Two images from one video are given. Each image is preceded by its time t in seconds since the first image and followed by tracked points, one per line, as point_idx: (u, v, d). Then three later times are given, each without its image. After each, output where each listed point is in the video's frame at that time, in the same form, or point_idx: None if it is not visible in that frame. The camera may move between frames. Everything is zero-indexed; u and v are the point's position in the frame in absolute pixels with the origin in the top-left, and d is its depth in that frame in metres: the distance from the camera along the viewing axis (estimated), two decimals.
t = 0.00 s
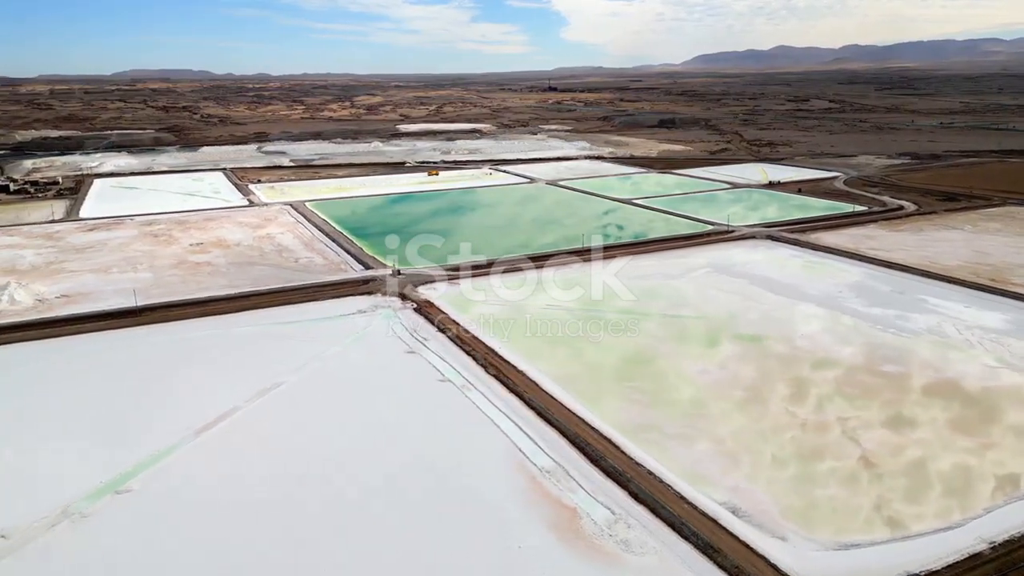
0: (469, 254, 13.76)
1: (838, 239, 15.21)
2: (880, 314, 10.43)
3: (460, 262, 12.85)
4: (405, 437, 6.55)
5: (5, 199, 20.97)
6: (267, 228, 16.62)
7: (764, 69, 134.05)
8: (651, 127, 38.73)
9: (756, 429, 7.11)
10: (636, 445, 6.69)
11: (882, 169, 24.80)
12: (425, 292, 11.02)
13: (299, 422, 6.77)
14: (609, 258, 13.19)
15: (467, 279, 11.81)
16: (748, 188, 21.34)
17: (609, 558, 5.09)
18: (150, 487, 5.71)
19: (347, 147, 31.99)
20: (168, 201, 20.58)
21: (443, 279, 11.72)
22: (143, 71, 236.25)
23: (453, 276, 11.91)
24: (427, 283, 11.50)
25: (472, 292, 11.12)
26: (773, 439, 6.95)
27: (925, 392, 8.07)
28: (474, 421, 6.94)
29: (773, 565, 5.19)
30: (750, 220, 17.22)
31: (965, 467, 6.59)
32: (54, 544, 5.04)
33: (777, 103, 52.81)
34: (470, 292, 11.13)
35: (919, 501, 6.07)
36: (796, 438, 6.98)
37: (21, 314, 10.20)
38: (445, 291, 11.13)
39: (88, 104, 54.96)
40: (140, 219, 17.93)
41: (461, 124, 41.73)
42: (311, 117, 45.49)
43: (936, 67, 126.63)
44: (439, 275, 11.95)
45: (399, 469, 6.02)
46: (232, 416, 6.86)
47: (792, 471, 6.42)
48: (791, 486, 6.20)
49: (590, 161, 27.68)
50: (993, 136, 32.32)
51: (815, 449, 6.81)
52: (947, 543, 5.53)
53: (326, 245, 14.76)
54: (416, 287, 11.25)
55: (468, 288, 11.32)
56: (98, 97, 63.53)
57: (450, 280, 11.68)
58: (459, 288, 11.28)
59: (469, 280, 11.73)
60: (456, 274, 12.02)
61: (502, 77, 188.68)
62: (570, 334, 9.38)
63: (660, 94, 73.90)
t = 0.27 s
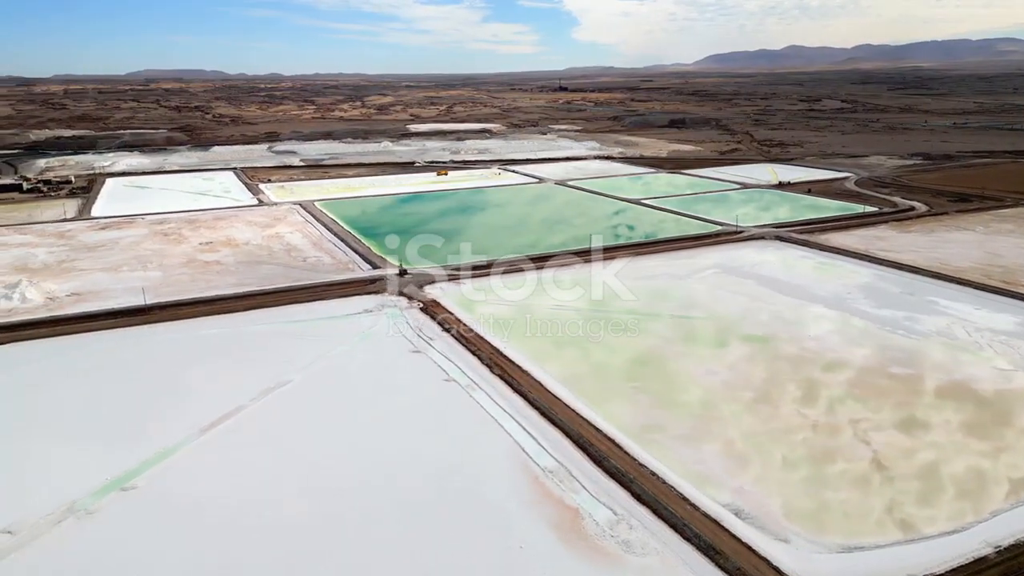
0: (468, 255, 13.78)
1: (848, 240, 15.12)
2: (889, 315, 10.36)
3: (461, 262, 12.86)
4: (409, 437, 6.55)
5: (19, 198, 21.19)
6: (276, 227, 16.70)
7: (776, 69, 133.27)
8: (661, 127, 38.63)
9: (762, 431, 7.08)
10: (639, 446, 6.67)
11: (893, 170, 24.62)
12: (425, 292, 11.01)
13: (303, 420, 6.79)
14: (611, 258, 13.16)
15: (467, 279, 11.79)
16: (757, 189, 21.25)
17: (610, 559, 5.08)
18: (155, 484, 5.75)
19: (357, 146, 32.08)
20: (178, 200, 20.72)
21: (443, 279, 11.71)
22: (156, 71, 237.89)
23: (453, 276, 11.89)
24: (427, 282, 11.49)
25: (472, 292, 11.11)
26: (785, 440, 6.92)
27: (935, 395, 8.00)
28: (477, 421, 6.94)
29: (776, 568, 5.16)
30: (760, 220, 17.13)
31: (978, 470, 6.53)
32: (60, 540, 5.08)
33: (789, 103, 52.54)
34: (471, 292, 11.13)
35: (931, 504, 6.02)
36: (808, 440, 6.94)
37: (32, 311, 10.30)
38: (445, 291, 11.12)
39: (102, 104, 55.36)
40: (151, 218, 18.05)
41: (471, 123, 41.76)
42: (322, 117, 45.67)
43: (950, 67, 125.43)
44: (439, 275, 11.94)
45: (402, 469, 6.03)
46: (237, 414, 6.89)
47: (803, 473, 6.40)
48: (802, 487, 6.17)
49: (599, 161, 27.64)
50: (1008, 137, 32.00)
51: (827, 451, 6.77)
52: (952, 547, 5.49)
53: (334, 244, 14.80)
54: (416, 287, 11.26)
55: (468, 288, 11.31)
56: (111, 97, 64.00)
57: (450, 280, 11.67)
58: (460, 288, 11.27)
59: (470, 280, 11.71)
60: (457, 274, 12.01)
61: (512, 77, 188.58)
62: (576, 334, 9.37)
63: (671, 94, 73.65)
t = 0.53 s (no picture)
0: (468, 254, 13.79)
1: (857, 241, 15.02)
2: (897, 317, 10.28)
3: (463, 263, 12.87)
4: (412, 436, 6.57)
5: (32, 196, 21.40)
6: (285, 227, 16.78)
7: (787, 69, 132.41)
8: (671, 127, 38.52)
9: (768, 432, 7.05)
10: (643, 447, 6.65)
11: (905, 170, 24.44)
12: (425, 292, 11.01)
13: (307, 419, 6.81)
14: (613, 258, 13.12)
15: (467, 279, 11.80)
16: (767, 189, 21.15)
17: (611, 560, 5.07)
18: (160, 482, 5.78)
19: (367, 146, 32.16)
20: (188, 199, 20.85)
21: (443, 279, 11.72)
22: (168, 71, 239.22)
23: (453, 276, 11.90)
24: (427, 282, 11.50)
25: (472, 292, 11.12)
26: (795, 442, 6.89)
27: (945, 398, 7.94)
28: (481, 421, 6.94)
29: (777, 571, 5.13)
30: (769, 221, 17.05)
31: (992, 475, 6.47)
32: (64, 537, 5.12)
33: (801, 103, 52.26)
34: (471, 292, 11.14)
35: (944, 508, 5.97)
36: (820, 442, 6.91)
37: (42, 309, 10.38)
38: (444, 291, 11.13)
39: (115, 104, 55.72)
40: (161, 217, 18.18)
41: (480, 123, 41.78)
42: (332, 117, 45.83)
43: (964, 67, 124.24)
44: (439, 275, 11.94)
45: (404, 468, 6.04)
46: (243, 412, 6.92)
47: (815, 475, 6.36)
48: (814, 490, 6.14)
49: (608, 161, 27.59)
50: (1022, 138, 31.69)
51: (839, 454, 6.73)
52: (957, 551, 5.44)
53: (342, 244, 14.86)
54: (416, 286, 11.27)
55: (468, 288, 11.31)
56: (125, 97, 64.41)
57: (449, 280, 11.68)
58: (460, 288, 11.28)
59: (475, 280, 11.72)
60: (457, 274, 12.02)
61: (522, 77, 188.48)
62: (581, 334, 9.36)
63: (682, 94, 73.39)
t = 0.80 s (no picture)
0: (468, 255, 13.80)
1: (867, 242, 14.93)
2: (905, 319, 10.22)
3: (464, 263, 12.89)
4: (415, 435, 6.58)
5: (45, 195, 21.60)
6: (294, 226, 16.85)
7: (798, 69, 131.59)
8: (681, 127, 38.42)
9: (773, 434, 7.02)
10: (646, 448, 6.64)
11: (916, 171, 24.27)
12: (424, 292, 11.01)
13: (312, 418, 6.84)
14: (614, 259, 13.09)
15: (467, 279, 11.79)
16: (776, 190, 21.05)
17: (612, 561, 5.06)
18: (165, 479, 5.82)
19: (376, 146, 32.24)
20: (198, 198, 20.98)
21: (443, 279, 11.72)
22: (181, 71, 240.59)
23: (452, 276, 11.89)
24: (427, 282, 11.50)
25: (472, 292, 11.12)
26: (804, 444, 6.86)
27: (955, 400, 7.87)
28: (485, 420, 6.95)
29: (778, 572, 5.11)
30: (777, 221, 16.97)
31: (1006, 478, 6.42)
32: (71, 533, 5.16)
33: (813, 103, 52.01)
34: (471, 292, 11.14)
35: (958, 511, 5.92)
36: (830, 445, 6.88)
37: (52, 308, 10.47)
38: (444, 291, 11.13)
39: (128, 104, 56.05)
40: (172, 216, 18.30)
41: (490, 123, 41.78)
42: (343, 117, 46.01)
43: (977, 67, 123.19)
44: (439, 275, 11.94)
45: (406, 467, 6.05)
46: (248, 411, 6.95)
47: (826, 477, 6.33)
48: (826, 492, 6.11)
49: (618, 161, 27.56)
50: None
51: (850, 456, 6.69)
52: (961, 554, 5.40)
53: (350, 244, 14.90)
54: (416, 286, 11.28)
55: (468, 288, 11.31)
56: (137, 98, 64.74)
57: (449, 280, 11.67)
58: (460, 288, 11.27)
59: (482, 280, 11.74)
60: (461, 273, 12.03)
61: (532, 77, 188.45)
62: (587, 334, 9.34)
63: (692, 94, 73.11)
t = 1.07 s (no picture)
0: (468, 255, 13.81)
1: (876, 243, 14.83)
2: (914, 321, 10.14)
3: (464, 263, 12.91)
4: (418, 435, 6.58)
5: (58, 194, 21.78)
6: (302, 226, 16.91)
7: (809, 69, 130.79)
8: (691, 127, 38.30)
9: (779, 436, 6.98)
10: (649, 449, 6.61)
11: (928, 172, 24.09)
12: (422, 292, 10.99)
13: (316, 417, 6.86)
14: (614, 259, 13.04)
15: (466, 279, 11.76)
16: (786, 190, 20.94)
17: (613, 562, 5.05)
18: (169, 477, 5.85)
19: (385, 146, 32.31)
20: (208, 198, 21.09)
21: (442, 280, 11.69)
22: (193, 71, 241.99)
23: (451, 277, 11.87)
24: (427, 282, 11.48)
25: (472, 292, 11.10)
26: (813, 446, 6.82)
27: (966, 403, 7.80)
28: (488, 420, 6.95)
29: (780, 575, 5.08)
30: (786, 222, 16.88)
31: (1020, 482, 6.36)
32: (75, 530, 5.19)
33: (825, 103, 51.72)
34: (469, 292, 11.12)
35: (970, 515, 5.87)
36: (841, 447, 6.84)
37: (62, 306, 10.55)
38: (443, 290, 11.11)
39: (140, 104, 56.42)
40: (182, 216, 18.40)
41: (499, 123, 41.78)
42: (353, 117, 46.15)
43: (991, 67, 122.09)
44: (439, 275, 11.92)
45: (409, 466, 6.06)
46: (253, 409, 6.98)
47: (838, 480, 6.29)
48: (837, 495, 6.08)
49: (627, 162, 27.50)
50: None
51: (861, 459, 6.64)
52: (964, 558, 5.35)
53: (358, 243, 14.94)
54: (415, 286, 11.25)
55: (468, 288, 11.29)
56: (149, 98, 65.12)
57: (447, 280, 11.63)
58: (458, 288, 11.23)
59: (488, 280, 11.74)
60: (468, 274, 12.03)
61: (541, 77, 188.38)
62: (592, 334, 9.33)
63: (703, 94, 72.84)
